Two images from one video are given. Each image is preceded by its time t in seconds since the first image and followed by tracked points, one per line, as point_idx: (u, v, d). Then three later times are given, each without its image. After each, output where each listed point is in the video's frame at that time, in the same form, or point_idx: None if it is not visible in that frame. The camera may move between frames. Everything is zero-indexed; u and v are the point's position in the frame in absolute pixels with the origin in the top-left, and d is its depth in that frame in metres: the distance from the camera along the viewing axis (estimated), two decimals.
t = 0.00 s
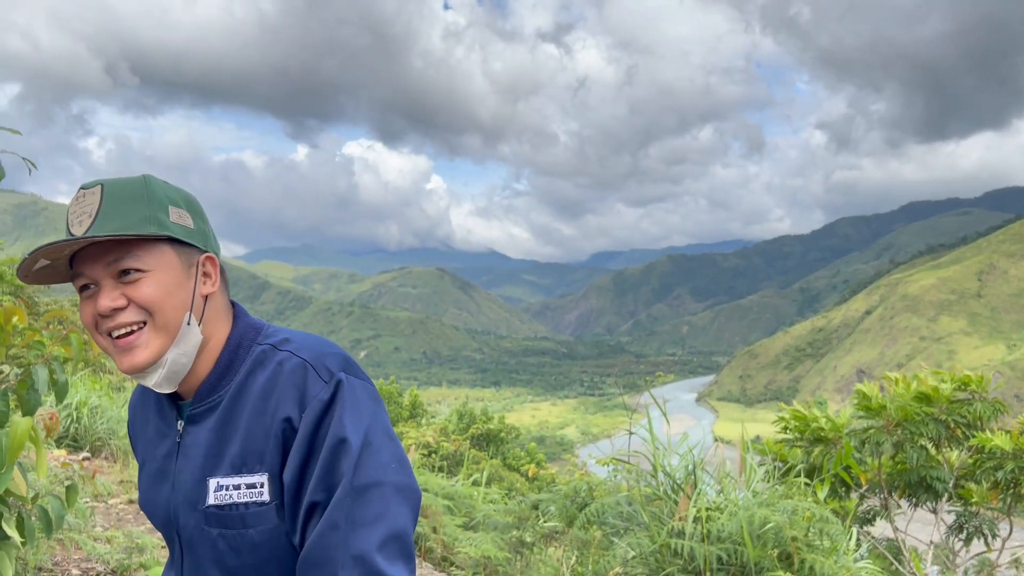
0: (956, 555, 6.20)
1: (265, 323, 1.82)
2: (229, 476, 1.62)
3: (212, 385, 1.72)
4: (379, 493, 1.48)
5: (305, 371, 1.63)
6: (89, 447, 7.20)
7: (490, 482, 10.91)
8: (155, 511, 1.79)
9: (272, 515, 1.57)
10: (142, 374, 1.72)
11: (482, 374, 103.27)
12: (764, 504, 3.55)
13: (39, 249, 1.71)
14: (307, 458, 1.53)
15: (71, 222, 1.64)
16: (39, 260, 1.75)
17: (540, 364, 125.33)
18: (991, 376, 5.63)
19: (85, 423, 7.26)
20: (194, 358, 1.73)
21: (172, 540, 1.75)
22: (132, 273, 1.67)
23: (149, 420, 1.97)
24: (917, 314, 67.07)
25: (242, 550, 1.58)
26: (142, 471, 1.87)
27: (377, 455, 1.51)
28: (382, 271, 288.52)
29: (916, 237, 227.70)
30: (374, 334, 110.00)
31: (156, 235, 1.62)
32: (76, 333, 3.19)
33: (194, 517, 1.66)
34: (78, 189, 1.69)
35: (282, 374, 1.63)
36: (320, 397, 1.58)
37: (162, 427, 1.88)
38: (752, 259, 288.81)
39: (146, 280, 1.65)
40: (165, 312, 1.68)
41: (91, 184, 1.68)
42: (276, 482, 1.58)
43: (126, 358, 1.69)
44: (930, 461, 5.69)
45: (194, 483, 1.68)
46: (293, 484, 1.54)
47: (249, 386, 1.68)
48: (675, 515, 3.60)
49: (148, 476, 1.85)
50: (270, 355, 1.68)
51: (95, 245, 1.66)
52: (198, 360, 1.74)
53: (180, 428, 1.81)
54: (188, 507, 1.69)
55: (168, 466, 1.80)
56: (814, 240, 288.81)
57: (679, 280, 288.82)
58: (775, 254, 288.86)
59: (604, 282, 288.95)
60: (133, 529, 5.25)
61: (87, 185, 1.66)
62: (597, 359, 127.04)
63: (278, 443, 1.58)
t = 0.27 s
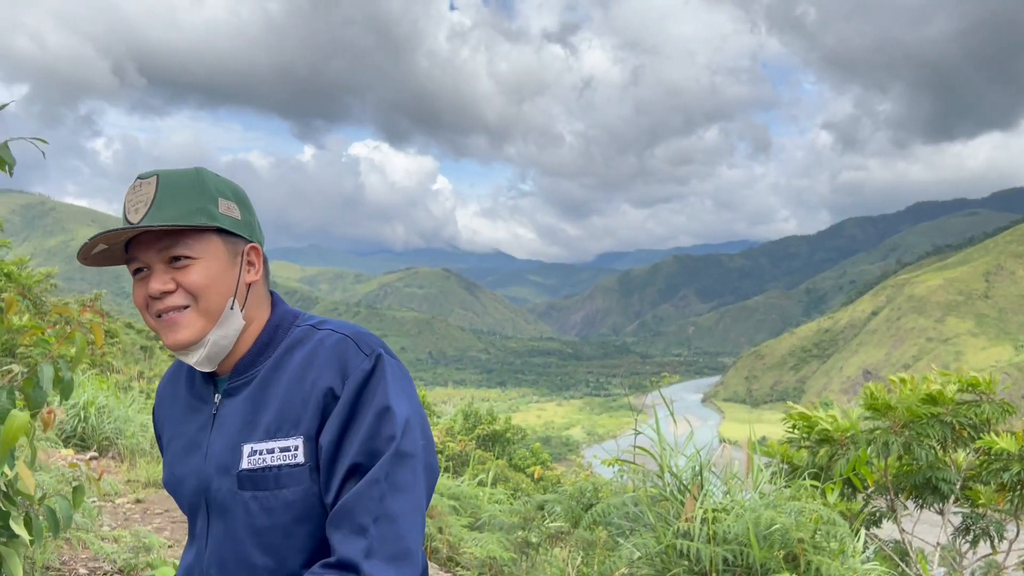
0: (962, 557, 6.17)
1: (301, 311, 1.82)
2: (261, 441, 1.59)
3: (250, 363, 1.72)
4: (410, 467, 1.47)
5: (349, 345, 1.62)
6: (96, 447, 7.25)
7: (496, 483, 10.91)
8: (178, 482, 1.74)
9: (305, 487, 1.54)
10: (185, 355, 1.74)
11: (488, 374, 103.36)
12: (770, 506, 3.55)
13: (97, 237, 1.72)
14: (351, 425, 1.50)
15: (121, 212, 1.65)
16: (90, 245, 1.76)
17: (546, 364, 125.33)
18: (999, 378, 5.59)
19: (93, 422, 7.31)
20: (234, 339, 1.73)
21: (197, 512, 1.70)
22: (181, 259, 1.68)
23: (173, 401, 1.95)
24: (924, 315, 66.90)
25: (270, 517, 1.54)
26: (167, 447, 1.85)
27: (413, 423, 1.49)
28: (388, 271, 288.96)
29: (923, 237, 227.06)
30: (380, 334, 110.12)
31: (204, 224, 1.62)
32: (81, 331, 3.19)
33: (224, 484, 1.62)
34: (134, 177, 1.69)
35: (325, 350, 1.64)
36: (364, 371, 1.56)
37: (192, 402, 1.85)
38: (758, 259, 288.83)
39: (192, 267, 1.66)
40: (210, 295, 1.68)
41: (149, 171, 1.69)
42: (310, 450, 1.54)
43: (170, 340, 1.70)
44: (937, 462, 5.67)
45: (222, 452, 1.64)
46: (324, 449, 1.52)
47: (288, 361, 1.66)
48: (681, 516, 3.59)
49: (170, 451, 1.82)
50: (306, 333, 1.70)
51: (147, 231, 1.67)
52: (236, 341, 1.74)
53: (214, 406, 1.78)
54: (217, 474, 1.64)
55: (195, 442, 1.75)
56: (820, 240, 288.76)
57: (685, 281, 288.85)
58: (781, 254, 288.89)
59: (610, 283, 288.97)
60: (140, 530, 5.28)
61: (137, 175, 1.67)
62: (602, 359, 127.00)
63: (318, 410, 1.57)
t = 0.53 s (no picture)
0: (966, 559, 6.15)
1: (377, 318, 1.92)
2: (328, 433, 1.67)
3: (321, 358, 1.81)
4: (469, 471, 1.58)
5: (427, 357, 1.73)
6: (100, 446, 7.25)
7: (498, 484, 10.92)
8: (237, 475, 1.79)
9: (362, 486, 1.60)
10: (268, 342, 1.81)
11: (490, 375, 103.24)
12: (775, 506, 3.55)
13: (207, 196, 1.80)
14: (431, 426, 1.57)
15: (229, 189, 1.72)
16: (194, 217, 1.82)
17: (549, 365, 125.18)
18: (1005, 380, 5.57)
19: (96, 422, 7.31)
20: (316, 335, 1.82)
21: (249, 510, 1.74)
22: (283, 246, 1.76)
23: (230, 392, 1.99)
24: (927, 317, 66.88)
25: (333, 507, 1.60)
26: (223, 438, 1.88)
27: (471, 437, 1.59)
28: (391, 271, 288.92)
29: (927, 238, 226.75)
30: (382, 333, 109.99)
31: (309, 215, 1.70)
32: (83, 330, 3.19)
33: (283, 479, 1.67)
34: (243, 159, 1.77)
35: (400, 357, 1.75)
36: (448, 383, 1.68)
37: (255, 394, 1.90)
38: (762, 260, 288.83)
39: (293, 257, 1.74)
40: (306, 287, 1.76)
41: (256, 152, 1.75)
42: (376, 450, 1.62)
43: (257, 326, 1.78)
44: (942, 464, 5.64)
45: (284, 449, 1.70)
46: (387, 441, 1.60)
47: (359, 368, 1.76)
48: (684, 516, 3.60)
49: (226, 443, 1.86)
50: (388, 337, 1.82)
51: (254, 216, 1.75)
52: (319, 334, 1.82)
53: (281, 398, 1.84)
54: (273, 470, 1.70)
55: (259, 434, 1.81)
56: (824, 241, 288.83)
57: (688, 281, 288.86)
58: (784, 255, 288.89)
59: (613, 283, 288.92)
60: (145, 529, 5.30)
61: (245, 156, 1.75)
62: (605, 360, 126.88)
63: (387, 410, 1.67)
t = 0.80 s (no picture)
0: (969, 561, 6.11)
1: (484, 325, 2.09)
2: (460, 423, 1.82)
3: (439, 357, 1.95)
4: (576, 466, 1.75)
5: (544, 359, 1.92)
6: (100, 447, 7.25)
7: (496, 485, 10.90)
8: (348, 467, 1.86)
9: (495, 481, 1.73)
10: (399, 337, 1.93)
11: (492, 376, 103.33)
12: (777, 507, 3.54)
13: (355, 171, 1.92)
14: (548, 413, 1.76)
15: (389, 172, 1.85)
16: (344, 199, 1.92)
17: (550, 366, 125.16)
18: (1008, 382, 5.56)
19: (97, 423, 7.30)
20: (439, 333, 1.95)
21: (361, 501, 1.82)
22: (427, 243, 1.90)
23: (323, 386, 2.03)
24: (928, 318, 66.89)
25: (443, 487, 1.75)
26: (328, 431, 1.94)
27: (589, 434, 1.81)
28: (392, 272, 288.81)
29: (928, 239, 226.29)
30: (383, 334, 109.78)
31: (462, 213, 1.84)
32: (82, 328, 3.23)
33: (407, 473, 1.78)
34: (387, 147, 1.90)
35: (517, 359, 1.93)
36: (564, 380, 1.89)
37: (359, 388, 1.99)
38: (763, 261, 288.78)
39: (441, 256, 1.89)
40: (446, 286, 1.90)
41: (410, 141, 1.89)
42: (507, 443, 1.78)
43: (391, 316, 1.90)
44: (944, 466, 5.61)
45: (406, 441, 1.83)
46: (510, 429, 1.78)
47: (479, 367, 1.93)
48: (685, 517, 3.61)
49: (331, 434, 1.93)
50: (495, 341, 2.00)
51: (405, 209, 1.89)
52: (443, 332, 1.97)
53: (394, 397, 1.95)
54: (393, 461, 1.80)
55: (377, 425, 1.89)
56: (825, 243, 288.58)
57: (689, 283, 288.72)
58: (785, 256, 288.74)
59: (614, 285, 288.72)
60: (144, 529, 5.32)
61: (399, 143, 1.88)
62: (606, 361, 126.87)
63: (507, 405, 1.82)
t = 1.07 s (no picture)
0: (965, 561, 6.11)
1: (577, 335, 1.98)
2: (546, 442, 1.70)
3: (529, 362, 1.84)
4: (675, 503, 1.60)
5: (641, 376, 1.80)
6: (97, 447, 7.26)
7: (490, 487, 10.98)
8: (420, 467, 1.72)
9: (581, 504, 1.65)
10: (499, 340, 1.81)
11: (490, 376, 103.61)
12: (774, 507, 3.55)
13: (480, 158, 1.84)
14: (644, 430, 1.66)
15: (522, 168, 1.76)
16: (466, 187, 1.80)
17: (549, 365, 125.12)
18: (1006, 383, 5.57)
19: (94, 423, 7.30)
20: (538, 339, 1.85)
21: (441, 505, 1.70)
22: (547, 248, 1.79)
23: (396, 370, 1.90)
24: (926, 318, 66.88)
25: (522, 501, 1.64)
26: (406, 427, 1.79)
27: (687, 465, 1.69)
28: (391, 272, 289.10)
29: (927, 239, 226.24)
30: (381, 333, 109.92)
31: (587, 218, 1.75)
32: (78, 329, 3.20)
33: (497, 483, 1.67)
34: (519, 138, 1.82)
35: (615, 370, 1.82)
36: (662, 398, 1.78)
37: (440, 382, 1.84)
38: (762, 261, 288.74)
39: (561, 263, 1.77)
40: (556, 299, 1.80)
41: (544, 137, 1.82)
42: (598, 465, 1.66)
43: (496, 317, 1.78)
44: (942, 466, 5.63)
45: (493, 450, 1.70)
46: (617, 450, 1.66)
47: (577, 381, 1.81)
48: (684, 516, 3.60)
49: (410, 431, 1.78)
50: (588, 350, 1.88)
51: (533, 205, 1.76)
52: (544, 339, 1.86)
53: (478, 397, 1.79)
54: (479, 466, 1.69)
55: (460, 426, 1.76)
56: (824, 243, 288.54)
57: (688, 283, 288.82)
58: (784, 257, 288.77)
59: (613, 285, 288.93)
60: (141, 529, 5.31)
61: (536, 138, 1.81)
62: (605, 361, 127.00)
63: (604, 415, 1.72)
